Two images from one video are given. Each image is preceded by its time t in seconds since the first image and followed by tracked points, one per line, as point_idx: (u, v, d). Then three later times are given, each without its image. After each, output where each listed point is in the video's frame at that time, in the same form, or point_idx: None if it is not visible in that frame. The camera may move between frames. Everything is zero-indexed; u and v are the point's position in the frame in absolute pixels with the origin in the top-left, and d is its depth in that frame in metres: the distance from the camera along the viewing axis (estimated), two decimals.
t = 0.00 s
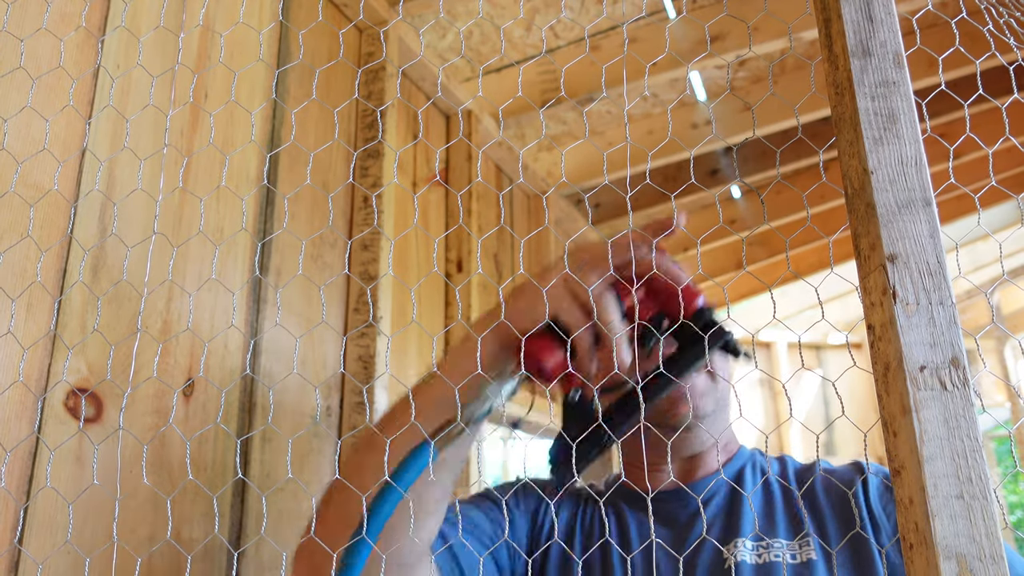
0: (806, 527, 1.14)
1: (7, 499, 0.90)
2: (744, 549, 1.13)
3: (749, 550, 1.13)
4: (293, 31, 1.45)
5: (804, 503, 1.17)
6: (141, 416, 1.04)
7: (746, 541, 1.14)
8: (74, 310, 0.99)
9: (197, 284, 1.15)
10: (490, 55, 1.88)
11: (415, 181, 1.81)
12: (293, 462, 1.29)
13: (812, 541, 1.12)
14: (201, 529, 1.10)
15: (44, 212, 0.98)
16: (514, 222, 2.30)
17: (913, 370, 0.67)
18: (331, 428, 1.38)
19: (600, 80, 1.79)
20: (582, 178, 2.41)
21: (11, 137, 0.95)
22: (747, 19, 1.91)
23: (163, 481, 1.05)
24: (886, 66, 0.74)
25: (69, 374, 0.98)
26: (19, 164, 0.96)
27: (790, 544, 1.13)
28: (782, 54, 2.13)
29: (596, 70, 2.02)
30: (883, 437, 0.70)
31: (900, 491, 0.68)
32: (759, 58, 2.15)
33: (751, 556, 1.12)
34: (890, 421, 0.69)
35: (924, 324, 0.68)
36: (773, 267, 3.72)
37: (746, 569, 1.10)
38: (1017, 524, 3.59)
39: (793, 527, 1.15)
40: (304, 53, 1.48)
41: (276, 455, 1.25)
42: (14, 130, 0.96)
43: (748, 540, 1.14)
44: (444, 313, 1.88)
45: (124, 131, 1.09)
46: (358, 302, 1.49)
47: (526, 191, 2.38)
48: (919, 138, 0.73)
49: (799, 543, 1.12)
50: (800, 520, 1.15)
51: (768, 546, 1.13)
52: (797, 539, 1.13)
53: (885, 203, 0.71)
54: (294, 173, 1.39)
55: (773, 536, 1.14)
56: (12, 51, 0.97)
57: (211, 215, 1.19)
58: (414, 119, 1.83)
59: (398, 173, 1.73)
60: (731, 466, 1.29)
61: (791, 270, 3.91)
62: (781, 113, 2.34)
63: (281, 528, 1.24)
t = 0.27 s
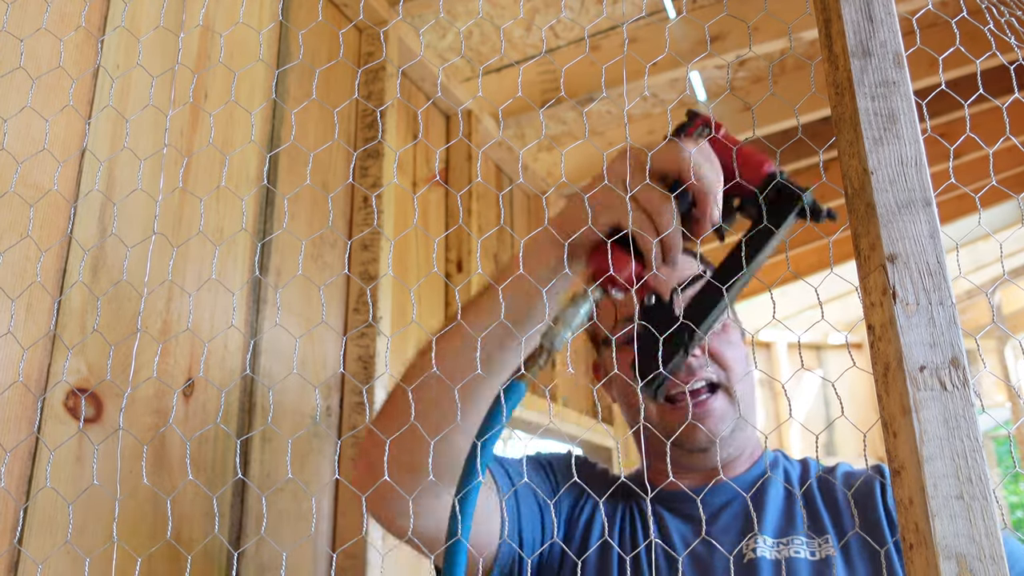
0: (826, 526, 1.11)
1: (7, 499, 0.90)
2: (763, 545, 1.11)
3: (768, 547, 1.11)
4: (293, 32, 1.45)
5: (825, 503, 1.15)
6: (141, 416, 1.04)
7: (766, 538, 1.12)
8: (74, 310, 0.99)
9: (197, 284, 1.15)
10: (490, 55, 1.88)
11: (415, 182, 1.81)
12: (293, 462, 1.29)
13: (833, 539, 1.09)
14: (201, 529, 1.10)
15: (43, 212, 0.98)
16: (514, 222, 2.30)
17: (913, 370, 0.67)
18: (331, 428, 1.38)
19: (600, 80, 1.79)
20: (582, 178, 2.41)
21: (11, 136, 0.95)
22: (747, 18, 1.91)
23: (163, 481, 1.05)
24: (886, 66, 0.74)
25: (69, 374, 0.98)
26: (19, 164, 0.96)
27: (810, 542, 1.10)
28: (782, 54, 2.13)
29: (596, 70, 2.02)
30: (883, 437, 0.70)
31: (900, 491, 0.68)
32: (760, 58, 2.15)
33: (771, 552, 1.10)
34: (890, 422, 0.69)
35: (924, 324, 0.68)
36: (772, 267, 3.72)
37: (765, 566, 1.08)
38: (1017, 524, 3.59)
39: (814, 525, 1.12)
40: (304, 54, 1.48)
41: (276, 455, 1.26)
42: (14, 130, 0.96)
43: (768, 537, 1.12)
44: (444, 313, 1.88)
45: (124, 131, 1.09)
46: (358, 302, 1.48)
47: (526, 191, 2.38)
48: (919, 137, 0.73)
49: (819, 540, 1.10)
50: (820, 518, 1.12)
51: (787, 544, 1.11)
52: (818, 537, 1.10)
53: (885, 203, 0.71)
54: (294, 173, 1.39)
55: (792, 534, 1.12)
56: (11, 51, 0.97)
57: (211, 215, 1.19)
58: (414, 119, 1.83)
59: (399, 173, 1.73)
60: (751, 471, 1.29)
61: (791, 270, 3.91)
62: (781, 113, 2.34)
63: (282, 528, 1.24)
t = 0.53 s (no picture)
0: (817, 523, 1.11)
1: (7, 499, 0.89)
2: (756, 545, 1.10)
3: (761, 547, 1.09)
4: (293, 32, 1.45)
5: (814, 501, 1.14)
6: (142, 416, 1.04)
7: (758, 538, 1.11)
8: (74, 311, 0.99)
9: (198, 285, 1.15)
10: (490, 55, 1.88)
11: (415, 182, 1.81)
12: (293, 463, 1.29)
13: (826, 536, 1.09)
14: (201, 530, 1.10)
15: (44, 212, 0.98)
16: (514, 223, 2.30)
17: (913, 370, 0.67)
18: (331, 428, 1.38)
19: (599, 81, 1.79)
20: (582, 179, 2.41)
21: (11, 137, 0.95)
22: (747, 19, 1.91)
23: (163, 481, 1.05)
24: (886, 67, 0.74)
25: (69, 374, 0.98)
26: (19, 164, 0.96)
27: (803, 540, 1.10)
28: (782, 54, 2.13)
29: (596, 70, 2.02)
30: (883, 437, 0.70)
31: (900, 491, 0.68)
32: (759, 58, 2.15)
33: (764, 552, 1.09)
34: (890, 422, 0.69)
35: (924, 324, 0.68)
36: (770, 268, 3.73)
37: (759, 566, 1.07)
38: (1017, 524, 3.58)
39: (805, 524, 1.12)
40: (304, 55, 1.48)
41: (276, 455, 1.26)
42: (14, 130, 0.96)
43: (760, 538, 1.11)
44: (444, 313, 1.88)
45: (124, 132, 1.09)
46: (357, 302, 1.48)
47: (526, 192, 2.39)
48: (919, 137, 0.73)
49: (810, 538, 1.09)
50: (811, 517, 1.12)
51: (780, 542, 1.10)
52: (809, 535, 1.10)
53: (885, 204, 0.71)
54: (294, 174, 1.39)
55: (784, 533, 1.11)
56: (12, 51, 0.97)
57: (211, 215, 1.20)
58: (414, 120, 1.83)
59: (398, 174, 1.73)
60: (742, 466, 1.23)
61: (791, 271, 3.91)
62: (781, 114, 2.34)
63: (282, 529, 1.24)
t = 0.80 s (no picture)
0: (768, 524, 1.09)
1: (7, 499, 0.89)
2: (712, 551, 1.06)
3: (716, 552, 1.06)
4: (293, 33, 1.45)
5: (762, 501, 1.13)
6: (142, 416, 1.04)
7: (712, 542, 1.07)
8: (74, 311, 0.99)
9: (198, 286, 1.15)
10: (490, 55, 1.88)
11: (415, 183, 1.81)
12: (293, 463, 1.29)
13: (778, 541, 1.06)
14: (201, 530, 1.10)
15: (44, 213, 0.98)
16: (514, 224, 2.30)
17: (913, 370, 0.67)
18: (331, 428, 1.38)
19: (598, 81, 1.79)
20: (581, 179, 2.41)
21: (11, 137, 0.95)
22: (746, 19, 1.91)
23: (163, 482, 1.05)
24: (886, 67, 0.74)
25: (70, 374, 0.98)
26: (19, 165, 0.96)
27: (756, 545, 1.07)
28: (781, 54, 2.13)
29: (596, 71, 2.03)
30: (883, 437, 0.70)
31: (900, 491, 0.68)
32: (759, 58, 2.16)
33: (720, 558, 1.06)
34: (890, 422, 0.69)
35: (924, 324, 0.68)
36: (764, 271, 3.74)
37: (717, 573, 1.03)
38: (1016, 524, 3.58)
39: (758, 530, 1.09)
40: (304, 55, 1.48)
41: (276, 455, 1.26)
42: (14, 130, 0.96)
43: (714, 542, 1.08)
44: (443, 314, 1.88)
45: (124, 133, 1.09)
46: (358, 302, 1.48)
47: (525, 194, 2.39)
48: (919, 138, 0.73)
49: (764, 540, 1.07)
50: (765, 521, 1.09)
51: (736, 546, 1.07)
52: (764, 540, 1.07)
53: (885, 203, 0.71)
54: (294, 175, 1.40)
55: (737, 536, 1.08)
56: (11, 51, 0.97)
57: (211, 216, 1.20)
58: (414, 121, 1.83)
59: (398, 175, 1.73)
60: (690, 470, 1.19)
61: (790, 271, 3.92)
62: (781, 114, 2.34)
63: (282, 529, 1.24)
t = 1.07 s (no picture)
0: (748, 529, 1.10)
1: (8, 498, 0.89)
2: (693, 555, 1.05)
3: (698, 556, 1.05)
4: (293, 33, 1.45)
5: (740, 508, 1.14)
6: (142, 416, 1.04)
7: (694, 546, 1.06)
8: (74, 311, 0.99)
9: (198, 287, 1.15)
10: (490, 55, 1.88)
11: (415, 183, 1.81)
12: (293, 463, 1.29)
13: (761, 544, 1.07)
14: (201, 530, 1.10)
15: (44, 213, 0.98)
16: (514, 224, 2.30)
17: (913, 370, 0.67)
18: (331, 429, 1.39)
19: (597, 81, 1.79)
20: (581, 180, 2.42)
21: (11, 137, 0.95)
22: (745, 19, 1.91)
23: (164, 482, 1.05)
24: (886, 67, 0.74)
25: (70, 375, 0.98)
26: (19, 165, 0.96)
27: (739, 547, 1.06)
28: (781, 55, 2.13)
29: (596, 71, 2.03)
30: (883, 437, 0.70)
31: (900, 491, 0.68)
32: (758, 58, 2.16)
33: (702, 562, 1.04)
34: (890, 422, 0.69)
35: (924, 324, 0.68)
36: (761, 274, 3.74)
37: None
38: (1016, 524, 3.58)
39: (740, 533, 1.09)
40: (304, 56, 1.48)
41: (276, 455, 1.26)
42: (14, 130, 0.96)
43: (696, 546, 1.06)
44: (443, 315, 1.88)
45: (124, 133, 1.09)
46: (358, 302, 1.48)
47: (524, 195, 2.39)
48: (919, 138, 0.73)
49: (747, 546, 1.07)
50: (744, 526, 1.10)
51: (718, 551, 1.06)
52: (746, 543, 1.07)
53: (885, 203, 0.71)
54: (294, 175, 1.40)
55: (720, 540, 1.08)
56: (11, 51, 0.97)
57: (211, 216, 1.20)
58: (414, 122, 1.83)
59: (399, 176, 1.73)
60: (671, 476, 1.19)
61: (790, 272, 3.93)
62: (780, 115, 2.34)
63: (282, 529, 1.24)
